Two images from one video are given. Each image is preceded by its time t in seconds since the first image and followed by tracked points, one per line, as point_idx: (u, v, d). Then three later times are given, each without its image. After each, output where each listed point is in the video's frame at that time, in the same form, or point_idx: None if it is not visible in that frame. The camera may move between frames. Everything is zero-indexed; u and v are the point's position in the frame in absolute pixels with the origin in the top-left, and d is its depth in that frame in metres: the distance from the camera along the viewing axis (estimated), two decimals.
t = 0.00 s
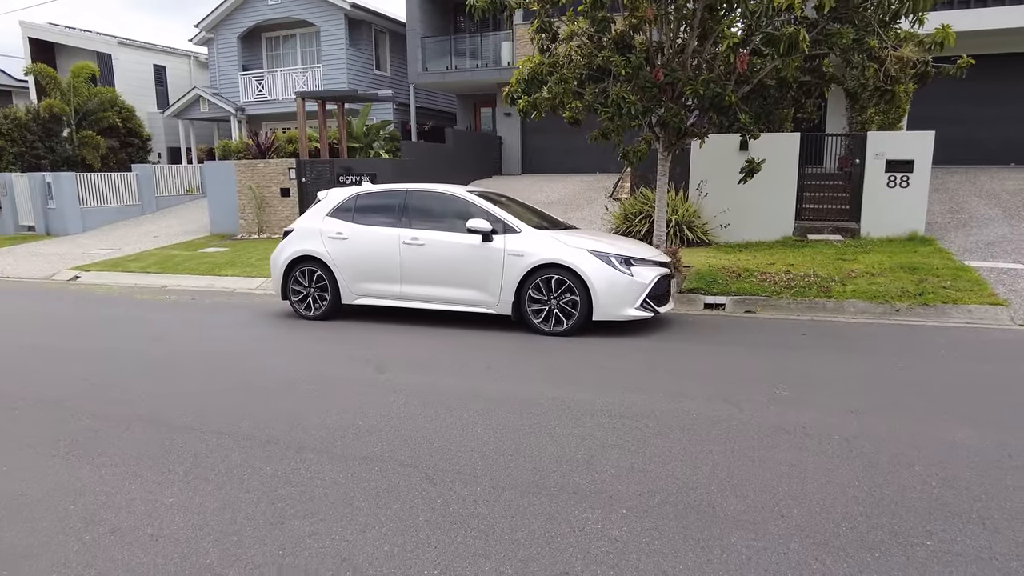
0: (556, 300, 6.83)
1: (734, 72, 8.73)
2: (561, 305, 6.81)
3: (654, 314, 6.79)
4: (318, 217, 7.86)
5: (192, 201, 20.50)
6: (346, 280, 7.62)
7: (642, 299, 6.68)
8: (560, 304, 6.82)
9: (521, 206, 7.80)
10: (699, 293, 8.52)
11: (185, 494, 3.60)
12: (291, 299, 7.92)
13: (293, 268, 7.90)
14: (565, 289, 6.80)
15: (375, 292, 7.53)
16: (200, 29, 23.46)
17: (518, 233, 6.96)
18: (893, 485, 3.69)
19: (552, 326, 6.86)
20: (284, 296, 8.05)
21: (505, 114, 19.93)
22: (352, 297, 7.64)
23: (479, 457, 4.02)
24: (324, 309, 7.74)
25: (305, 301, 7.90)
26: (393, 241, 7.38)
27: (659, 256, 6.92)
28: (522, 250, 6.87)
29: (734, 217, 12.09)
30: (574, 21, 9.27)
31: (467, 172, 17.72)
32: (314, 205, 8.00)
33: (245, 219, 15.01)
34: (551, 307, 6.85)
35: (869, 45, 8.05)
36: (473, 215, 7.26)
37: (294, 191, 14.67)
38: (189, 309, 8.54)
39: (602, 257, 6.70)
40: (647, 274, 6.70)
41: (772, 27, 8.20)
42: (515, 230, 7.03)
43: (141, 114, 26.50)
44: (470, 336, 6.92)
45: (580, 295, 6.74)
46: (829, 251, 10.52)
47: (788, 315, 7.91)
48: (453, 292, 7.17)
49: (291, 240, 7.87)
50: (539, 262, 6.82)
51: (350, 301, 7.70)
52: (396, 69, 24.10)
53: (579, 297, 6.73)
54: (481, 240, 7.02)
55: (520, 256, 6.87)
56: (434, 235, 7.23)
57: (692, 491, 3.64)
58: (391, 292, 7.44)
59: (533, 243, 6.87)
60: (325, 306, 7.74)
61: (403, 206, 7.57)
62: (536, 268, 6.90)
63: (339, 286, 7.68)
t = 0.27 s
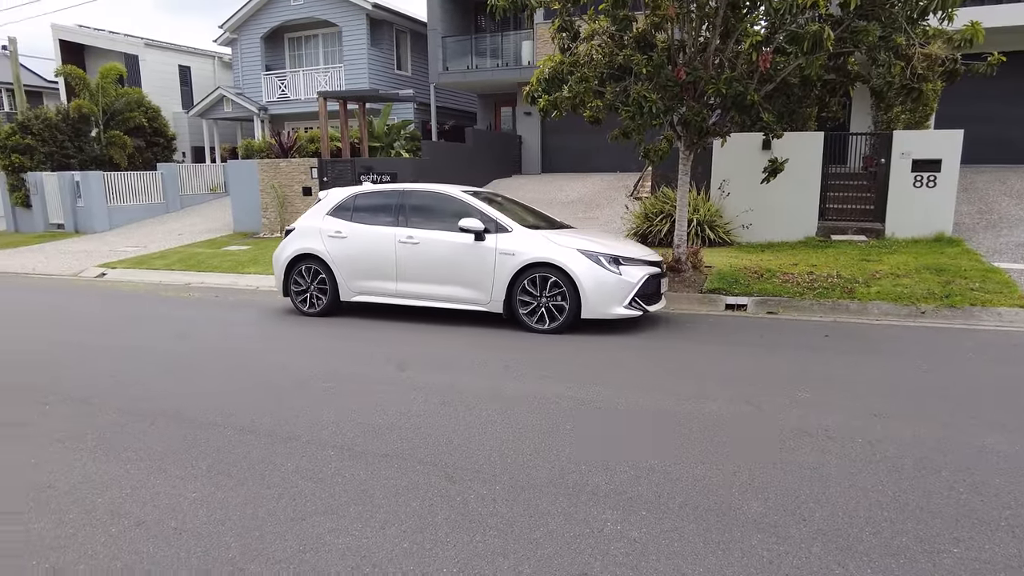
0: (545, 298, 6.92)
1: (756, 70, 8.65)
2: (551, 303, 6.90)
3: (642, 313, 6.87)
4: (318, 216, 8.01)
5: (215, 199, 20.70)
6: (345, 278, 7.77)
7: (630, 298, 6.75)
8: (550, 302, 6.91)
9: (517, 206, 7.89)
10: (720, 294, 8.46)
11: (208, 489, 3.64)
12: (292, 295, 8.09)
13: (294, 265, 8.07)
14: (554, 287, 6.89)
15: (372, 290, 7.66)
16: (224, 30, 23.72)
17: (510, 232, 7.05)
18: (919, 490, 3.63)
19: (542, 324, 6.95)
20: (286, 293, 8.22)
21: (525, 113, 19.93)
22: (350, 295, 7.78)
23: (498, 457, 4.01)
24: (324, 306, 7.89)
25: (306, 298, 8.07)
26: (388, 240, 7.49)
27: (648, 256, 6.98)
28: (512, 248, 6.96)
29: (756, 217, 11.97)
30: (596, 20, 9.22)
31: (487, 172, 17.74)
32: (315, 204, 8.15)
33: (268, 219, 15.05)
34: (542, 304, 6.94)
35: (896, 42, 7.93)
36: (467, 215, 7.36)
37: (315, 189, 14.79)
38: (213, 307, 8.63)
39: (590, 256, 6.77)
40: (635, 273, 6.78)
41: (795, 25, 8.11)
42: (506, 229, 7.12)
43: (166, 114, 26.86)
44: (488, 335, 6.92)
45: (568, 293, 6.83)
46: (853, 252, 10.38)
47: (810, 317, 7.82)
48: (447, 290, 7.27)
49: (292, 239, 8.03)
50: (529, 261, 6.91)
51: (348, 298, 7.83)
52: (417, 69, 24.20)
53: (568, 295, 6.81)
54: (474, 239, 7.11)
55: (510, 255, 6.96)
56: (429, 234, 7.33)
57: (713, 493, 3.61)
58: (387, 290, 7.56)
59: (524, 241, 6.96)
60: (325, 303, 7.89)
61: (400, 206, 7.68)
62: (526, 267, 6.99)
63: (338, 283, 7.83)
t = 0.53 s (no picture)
0: (536, 296, 7.00)
1: (778, 69, 8.57)
2: (542, 301, 6.98)
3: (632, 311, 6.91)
4: (319, 215, 8.13)
5: (236, 198, 20.90)
6: (343, 275, 7.88)
7: (619, 297, 6.80)
8: (541, 300, 6.98)
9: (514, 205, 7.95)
10: (740, 294, 8.40)
11: (228, 485, 3.68)
12: (294, 292, 8.23)
13: (295, 263, 8.20)
14: (545, 285, 6.96)
15: (370, 287, 7.77)
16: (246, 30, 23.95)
17: (503, 231, 7.13)
18: (941, 495, 3.57)
19: (534, 322, 7.03)
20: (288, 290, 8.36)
21: (544, 113, 19.91)
22: (349, 292, 7.89)
23: (515, 456, 4.01)
24: (324, 303, 8.00)
25: (306, 294, 8.19)
26: (386, 238, 7.60)
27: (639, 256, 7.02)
28: (504, 247, 7.04)
29: (777, 217, 11.87)
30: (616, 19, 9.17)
31: (505, 172, 17.75)
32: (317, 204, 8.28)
33: (287, 217, 15.36)
34: (533, 303, 7.01)
35: (922, 39, 7.81)
36: (462, 214, 7.44)
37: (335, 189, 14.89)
38: (233, 305, 8.73)
39: (579, 255, 6.83)
40: (624, 272, 6.83)
41: (817, 23, 8.02)
42: (499, 228, 7.20)
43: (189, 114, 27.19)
44: (505, 334, 6.92)
45: (558, 291, 6.90)
46: (876, 253, 10.25)
47: (831, 318, 7.73)
48: (442, 288, 7.35)
49: (294, 237, 8.17)
50: (521, 260, 6.99)
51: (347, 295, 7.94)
52: (436, 69, 24.27)
53: (558, 293, 6.88)
54: (467, 238, 7.19)
55: (503, 254, 7.04)
56: (425, 233, 7.42)
57: (731, 496, 3.58)
58: (384, 287, 7.66)
59: (516, 240, 7.04)
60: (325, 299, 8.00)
61: (397, 205, 7.78)
62: (517, 266, 7.07)
63: (337, 280, 7.94)
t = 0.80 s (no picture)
0: (527, 294, 7.04)
1: (798, 68, 8.49)
2: (533, 300, 7.02)
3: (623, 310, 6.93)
4: (320, 214, 8.22)
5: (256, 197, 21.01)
6: (343, 274, 7.97)
7: (609, 296, 6.81)
8: (533, 298, 7.02)
9: (512, 205, 7.98)
10: (758, 295, 8.34)
11: (246, 481, 3.70)
12: (296, 289, 8.33)
13: (297, 261, 8.30)
14: (536, 284, 6.99)
15: (369, 285, 7.85)
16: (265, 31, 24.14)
17: (496, 231, 7.15)
18: (964, 501, 3.52)
19: (525, 320, 7.08)
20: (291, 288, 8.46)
21: (561, 112, 19.89)
22: (349, 290, 7.98)
23: (530, 456, 4.00)
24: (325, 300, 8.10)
25: (308, 292, 8.29)
26: (383, 237, 7.67)
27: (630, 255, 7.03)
28: (496, 246, 7.07)
29: (796, 217, 11.77)
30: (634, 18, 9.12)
31: (522, 171, 17.75)
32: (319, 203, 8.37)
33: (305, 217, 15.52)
34: (525, 301, 7.05)
35: (946, 37, 7.70)
36: (457, 214, 7.48)
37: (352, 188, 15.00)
38: (252, 303, 8.81)
39: (569, 254, 6.84)
40: (615, 271, 6.84)
41: (838, 20, 7.93)
42: (492, 228, 7.23)
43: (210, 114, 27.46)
44: (520, 334, 6.91)
45: (549, 289, 6.94)
46: (897, 253, 10.13)
47: (852, 320, 7.64)
48: (439, 286, 7.41)
49: (296, 236, 8.26)
50: (512, 258, 7.01)
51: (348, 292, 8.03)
52: (453, 69, 24.32)
53: (549, 291, 6.92)
54: (462, 237, 7.24)
55: (495, 253, 7.07)
56: (421, 232, 7.48)
57: (749, 499, 3.55)
58: (383, 285, 7.73)
59: (508, 238, 7.07)
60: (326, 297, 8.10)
61: (396, 204, 7.84)
62: (509, 265, 7.10)
63: (337, 278, 8.03)
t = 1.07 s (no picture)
0: (521, 293, 7.06)
1: (816, 67, 8.41)
2: (527, 298, 7.03)
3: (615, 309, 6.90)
4: (321, 213, 8.29)
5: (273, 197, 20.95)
6: (343, 272, 8.02)
7: (601, 295, 6.80)
8: (526, 297, 7.04)
9: (513, 206, 8.00)
10: (775, 296, 8.28)
11: (262, 479, 3.73)
12: (298, 288, 8.40)
13: (299, 259, 8.36)
14: (530, 283, 7.01)
15: (368, 284, 7.90)
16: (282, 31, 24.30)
17: (491, 230, 7.19)
18: (983, 506, 3.47)
19: (519, 318, 7.10)
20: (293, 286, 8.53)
21: (576, 112, 19.86)
22: (348, 288, 8.03)
23: (544, 456, 3.99)
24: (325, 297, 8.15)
25: (310, 290, 8.35)
26: (382, 236, 7.72)
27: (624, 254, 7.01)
28: (490, 245, 7.12)
29: (813, 217, 11.68)
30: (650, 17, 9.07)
31: (537, 171, 17.74)
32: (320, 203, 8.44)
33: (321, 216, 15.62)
34: (519, 300, 7.08)
35: (969, 35, 7.59)
36: (454, 213, 7.51)
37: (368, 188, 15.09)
38: (267, 302, 8.87)
39: (560, 253, 6.85)
40: (607, 270, 6.82)
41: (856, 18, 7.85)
42: (487, 227, 7.27)
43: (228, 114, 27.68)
44: (533, 333, 6.90)
45: (541, 288, 6.94)
46: (916, 255, 10.01)
47: (869, 321, 7.57)
48: (436, 285, 7.44)
49: (298, 235, 8.34)
50: (505, 257, 7.05)
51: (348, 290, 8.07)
52: (469, 69, 24.35)
53: (541, 290, 6.92)
54: (458, 236, 7.27)
55: (489, 253, 7.12)
56: (418, 232, 7.52)
57: (765, 501, 3.52)
58: (381, 284, 7.78)
59: (501, 238, 7.11)
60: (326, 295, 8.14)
61: (395, 204, 7.89)
62: (504, 264, 7.13)
63: (337, 277, 8.08)
